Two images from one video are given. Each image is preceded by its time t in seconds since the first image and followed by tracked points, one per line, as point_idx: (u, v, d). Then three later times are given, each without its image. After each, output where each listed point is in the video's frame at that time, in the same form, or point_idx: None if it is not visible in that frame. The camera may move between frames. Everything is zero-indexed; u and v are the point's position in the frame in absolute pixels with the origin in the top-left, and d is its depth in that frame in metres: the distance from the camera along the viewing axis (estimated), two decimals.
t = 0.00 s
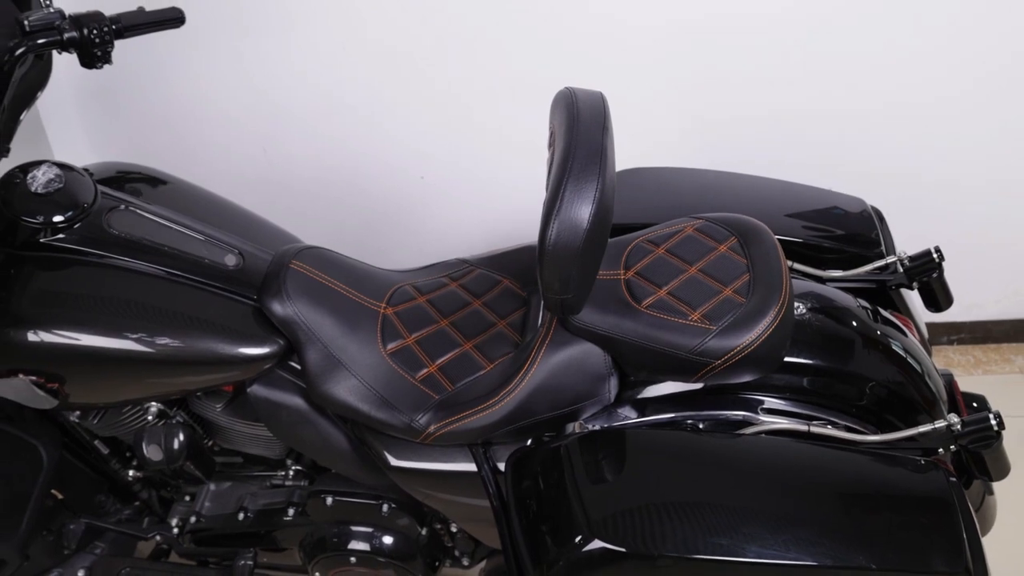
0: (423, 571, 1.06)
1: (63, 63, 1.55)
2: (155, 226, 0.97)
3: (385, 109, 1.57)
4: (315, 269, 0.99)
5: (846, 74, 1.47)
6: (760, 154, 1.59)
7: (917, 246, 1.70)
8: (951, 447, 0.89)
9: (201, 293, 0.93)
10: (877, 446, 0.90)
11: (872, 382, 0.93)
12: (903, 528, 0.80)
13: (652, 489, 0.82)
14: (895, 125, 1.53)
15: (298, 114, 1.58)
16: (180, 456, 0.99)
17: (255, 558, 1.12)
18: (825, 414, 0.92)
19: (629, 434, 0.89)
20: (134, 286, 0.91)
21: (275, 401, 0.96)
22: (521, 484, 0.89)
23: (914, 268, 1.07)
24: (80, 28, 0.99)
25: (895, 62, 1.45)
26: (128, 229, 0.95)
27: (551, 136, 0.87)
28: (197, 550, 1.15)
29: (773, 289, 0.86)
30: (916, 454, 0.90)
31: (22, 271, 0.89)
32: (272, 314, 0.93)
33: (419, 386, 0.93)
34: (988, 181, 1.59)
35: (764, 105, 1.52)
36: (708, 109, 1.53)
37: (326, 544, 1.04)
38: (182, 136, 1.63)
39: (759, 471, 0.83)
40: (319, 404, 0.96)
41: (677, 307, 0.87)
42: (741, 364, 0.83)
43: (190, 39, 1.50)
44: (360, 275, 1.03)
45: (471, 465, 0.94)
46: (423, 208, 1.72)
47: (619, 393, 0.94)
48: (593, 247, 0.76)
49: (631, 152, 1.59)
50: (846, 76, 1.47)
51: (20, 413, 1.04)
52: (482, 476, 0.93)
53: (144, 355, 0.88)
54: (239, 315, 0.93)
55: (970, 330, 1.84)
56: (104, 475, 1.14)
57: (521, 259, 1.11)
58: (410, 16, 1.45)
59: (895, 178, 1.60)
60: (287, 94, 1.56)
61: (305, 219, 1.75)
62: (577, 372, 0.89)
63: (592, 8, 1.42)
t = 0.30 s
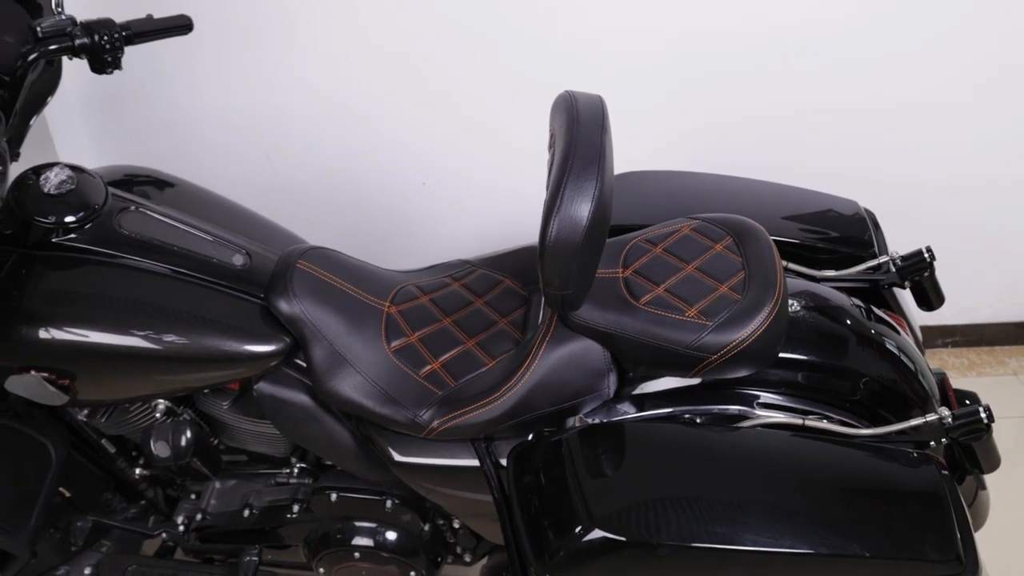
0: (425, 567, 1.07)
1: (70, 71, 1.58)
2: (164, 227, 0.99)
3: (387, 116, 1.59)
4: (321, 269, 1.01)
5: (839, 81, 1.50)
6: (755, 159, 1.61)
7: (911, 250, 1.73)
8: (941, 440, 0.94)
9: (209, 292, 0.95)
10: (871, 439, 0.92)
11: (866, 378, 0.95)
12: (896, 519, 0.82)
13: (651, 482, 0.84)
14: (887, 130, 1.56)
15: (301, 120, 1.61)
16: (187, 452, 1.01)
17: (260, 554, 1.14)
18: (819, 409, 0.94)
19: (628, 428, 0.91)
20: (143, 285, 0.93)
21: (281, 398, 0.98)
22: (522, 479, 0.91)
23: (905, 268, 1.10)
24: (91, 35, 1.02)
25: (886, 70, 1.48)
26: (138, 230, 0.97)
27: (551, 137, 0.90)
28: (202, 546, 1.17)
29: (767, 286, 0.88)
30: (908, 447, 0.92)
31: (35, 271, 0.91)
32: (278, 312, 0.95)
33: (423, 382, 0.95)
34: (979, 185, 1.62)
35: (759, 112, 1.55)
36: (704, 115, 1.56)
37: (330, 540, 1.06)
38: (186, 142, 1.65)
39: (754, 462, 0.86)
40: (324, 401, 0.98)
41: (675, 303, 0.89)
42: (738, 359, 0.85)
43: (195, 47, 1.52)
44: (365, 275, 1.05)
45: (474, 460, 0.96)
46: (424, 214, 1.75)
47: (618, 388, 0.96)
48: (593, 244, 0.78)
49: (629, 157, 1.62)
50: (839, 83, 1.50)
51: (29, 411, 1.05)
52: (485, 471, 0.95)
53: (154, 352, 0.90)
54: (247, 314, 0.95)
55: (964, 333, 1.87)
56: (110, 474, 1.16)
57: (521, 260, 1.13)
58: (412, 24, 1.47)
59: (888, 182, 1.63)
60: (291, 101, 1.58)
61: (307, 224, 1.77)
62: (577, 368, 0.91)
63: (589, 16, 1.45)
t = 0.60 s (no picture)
0: (426, 563, 1.08)
1: (74, 77, 1.60)
2: (171, 227, 1.01)
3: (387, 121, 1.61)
4: (324, 269, 1.03)
5: (832, 86, 1.53)
6: (750, 163, 1.64)
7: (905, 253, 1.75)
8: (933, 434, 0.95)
9: (214, 291, 0.97)
10: (864, 434, 0.93)
11: (859, 375, 0.97)
12: (889, 511, 0.83)
13: (648, 477, 0.86)
14: (880, 134, 1.59)
15: (303, 125, 1.63)
16: (192, 449, 1.02)
17: (263, 551, 1.16)
18: (812, 405, 0.96)
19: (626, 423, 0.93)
20: (150, 284, 0.95)
21: (285, 396, 0.99)
22: (522, 476, 0.92)
23: (898, 266, 1.11)
24: (99, 39, 1.04)
25: (878, 75, 1.51)
26: (145, 230, 0.99)
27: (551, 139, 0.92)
28: (204, 544, 1.18)
29: (762, 283, 0.90)
30: (900, 441, 0.94)
31: (43, 270, 0.93)
32: (282, 311, 0.97)
33: (424, 379, 0.97)
34: (970, 188, 1.65)
35: (755, 117, 1.57)
36: (700, 120, 1.58)
37: (333, 537, 1.08)
38: (189, 147, 1.67)
39: (750, 456, 0.87)
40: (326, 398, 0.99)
41: (671, 301, 0.91)
42: (732, 355, 0.87)
43: (199, 53, 1.55)
44: (367, 275, 1.07)
45: (474, 456, 0.98)
46: (424, 218, 1.77)
47: (616, 385, 0.97)
48: (592, 241, 0.80)
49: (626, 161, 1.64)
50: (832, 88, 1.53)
51: (36, 410, 1.07)
52: (485, 466, 0.97)
53: (160, 350, 0.92)
54: (252, 312, 0.97)
55: (958, 335, 1.89)
56: (115, 473, 1.17)
57: (520, 260, 1.15)
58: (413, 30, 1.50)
59: (882, 185, 1.65)
60: (292, 107, 1.61)
61: (308, 228, 1.79)
62: (575, 365, 0.93)
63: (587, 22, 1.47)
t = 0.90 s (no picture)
0: (426, 559, 1.10)
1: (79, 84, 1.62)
2: (177, 228, 1.03)
3: (388, 127, 1.64)
4: (327, 270, 1.05)
5: (824, 92, 1.56)
6: (744, 168, 1.67)
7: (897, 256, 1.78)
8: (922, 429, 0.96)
9: (219, 291, 0.99)
10: (854, 429, 0.96)
11: (849, 373, 0.99)
12: (878, 503, 0.86)
13: (644, 471, 0.88)
14: (871, 139, 1.62)
15: (305, 131, 1.66)
16: (196, 448, 1.04)
17: (266, 548, 1.18)
18: (802, 401, 0.99)
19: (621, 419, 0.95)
20: (157, 284, 0.97)
21: (288, 394, 1.01)
22: (521, 472, 0.95)
23: (887, 267, 1.15)
24: (107, 46, 1.06)
25: (868, 82, 1.55)
26: (152, 231, 1.01)
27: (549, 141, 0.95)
28: (207, 542, 1.19)
29: (754, 282, 0.93)
30: (889, 435, 0.96)
31: (53, 270, 0.96)
32: (286, 310, 0.99)
33: (424, 377, 0.99)
34: (960, 193, 1.68)
35: (749, 124, 1.60)
36: (694, 126, 1.61)
37: (334, 533, 1.09)
38: (191, 153, 1.69)
39: (743, 451, 0.90)
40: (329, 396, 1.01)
41: (665, 299, 0.93)
42: (725, 352, 0.89)
43: (202, 60, 1.58)
44: (368, 276, 1.09)
45: (474, 452, 1.00)
46: (423, 224, 1.79)
47: (612, 382, 1.00)
48: (588, 240, 0.83)
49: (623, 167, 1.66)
50: (823, 95, 1.56)
51: (42, 409, 1.08)
52: (484, 462, 0.99)
53: (166, 348, 0.94)
54: (256, 311, 0.99)
55: (951, 339, 1.91)
56: (120, 472, 1.19)
57: (519, 262, 1.18)
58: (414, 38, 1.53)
59: (873, 190, 1.68)
60: (295, 114, 1.63)
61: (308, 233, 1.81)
62: (573, 362, 0.95)
63: (584, 29, 1.50)
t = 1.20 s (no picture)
0: (426, 558, 1.12)
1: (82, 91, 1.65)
2: (181, 231, 1.05)
3: (388, 133, 1.66)
4: (328, 271, 1.07)
5: (816, 100, 1.59)
6: (739, 174, 1.69)
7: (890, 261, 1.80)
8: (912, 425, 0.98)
9: (223, 291, 1.01)
10: (845, 427, 0.98)
11: (841, 372, 1.01)
12: (869, 498, 0.88)
13: (640, 467, 0.90)
14: (863, 145, 1.64)
15: (305, 138, 1.68)
16: (199, 447, 1.05)
17: (266, 548, 1.19)
18: (795, 399, 1.01)
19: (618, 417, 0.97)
20: (161, 285, 0.99)
21: (290, 394, 1.03)
22: (519, 469, 0.96)
23: (878, 270, 1.16)
24: (113, 52, 1.09)
25: (859, 89, 1.58)
26: (157, 233, 1.03)
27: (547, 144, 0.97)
28: (207, 542, 1.20)
29: (747, 282, 0.95)
30: (880, 432, 0.98)
31: (59, 271, 0.98)
32: (289, 311, 1.01)
33: (424, 376, 1.01)
34: (951, 199, 1.71)
35: (743, 130, 1.63)
36: (690, 133, 1.64)
37: (335, 532, 1.11)
38: (193, 159, 1.71)
39: (738, 447, 0.91)
40: (330, 395, 1.03)
41: (660, 299, 0.95)
42: (719, 350, 0.91)
43: (204, 67, 1.60)
44: (369, 278, 1.11)
45: (473, 451, 1.01)
46: (423, 230, 1.81)
47: (609, 381, 1.02)
48: (584, 240, 0.85)
49: (619, 173, 1.69)
50: (815, 102, 1.59)
51: (47, 409, 1.09)
52: (483, 460, 1.01)
53: (170, 347, 0.96)
54: (259, 312, 1.01)
55: (944, 343, 1.93)
56: (121, 473, 1.20)
57: (517, 265, 1.20)
58: (414, 46, 1.55)
59: (865, 195, 1.71)
60: (296, 122, 1.66)
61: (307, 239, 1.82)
62: (570, 361, 0.97)
63: (581, 36, 1.53)
